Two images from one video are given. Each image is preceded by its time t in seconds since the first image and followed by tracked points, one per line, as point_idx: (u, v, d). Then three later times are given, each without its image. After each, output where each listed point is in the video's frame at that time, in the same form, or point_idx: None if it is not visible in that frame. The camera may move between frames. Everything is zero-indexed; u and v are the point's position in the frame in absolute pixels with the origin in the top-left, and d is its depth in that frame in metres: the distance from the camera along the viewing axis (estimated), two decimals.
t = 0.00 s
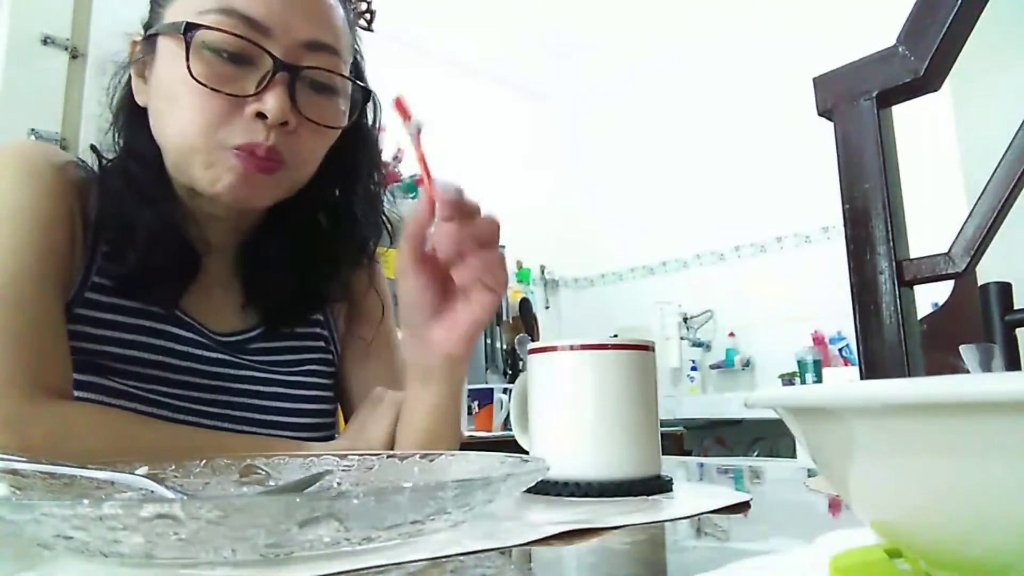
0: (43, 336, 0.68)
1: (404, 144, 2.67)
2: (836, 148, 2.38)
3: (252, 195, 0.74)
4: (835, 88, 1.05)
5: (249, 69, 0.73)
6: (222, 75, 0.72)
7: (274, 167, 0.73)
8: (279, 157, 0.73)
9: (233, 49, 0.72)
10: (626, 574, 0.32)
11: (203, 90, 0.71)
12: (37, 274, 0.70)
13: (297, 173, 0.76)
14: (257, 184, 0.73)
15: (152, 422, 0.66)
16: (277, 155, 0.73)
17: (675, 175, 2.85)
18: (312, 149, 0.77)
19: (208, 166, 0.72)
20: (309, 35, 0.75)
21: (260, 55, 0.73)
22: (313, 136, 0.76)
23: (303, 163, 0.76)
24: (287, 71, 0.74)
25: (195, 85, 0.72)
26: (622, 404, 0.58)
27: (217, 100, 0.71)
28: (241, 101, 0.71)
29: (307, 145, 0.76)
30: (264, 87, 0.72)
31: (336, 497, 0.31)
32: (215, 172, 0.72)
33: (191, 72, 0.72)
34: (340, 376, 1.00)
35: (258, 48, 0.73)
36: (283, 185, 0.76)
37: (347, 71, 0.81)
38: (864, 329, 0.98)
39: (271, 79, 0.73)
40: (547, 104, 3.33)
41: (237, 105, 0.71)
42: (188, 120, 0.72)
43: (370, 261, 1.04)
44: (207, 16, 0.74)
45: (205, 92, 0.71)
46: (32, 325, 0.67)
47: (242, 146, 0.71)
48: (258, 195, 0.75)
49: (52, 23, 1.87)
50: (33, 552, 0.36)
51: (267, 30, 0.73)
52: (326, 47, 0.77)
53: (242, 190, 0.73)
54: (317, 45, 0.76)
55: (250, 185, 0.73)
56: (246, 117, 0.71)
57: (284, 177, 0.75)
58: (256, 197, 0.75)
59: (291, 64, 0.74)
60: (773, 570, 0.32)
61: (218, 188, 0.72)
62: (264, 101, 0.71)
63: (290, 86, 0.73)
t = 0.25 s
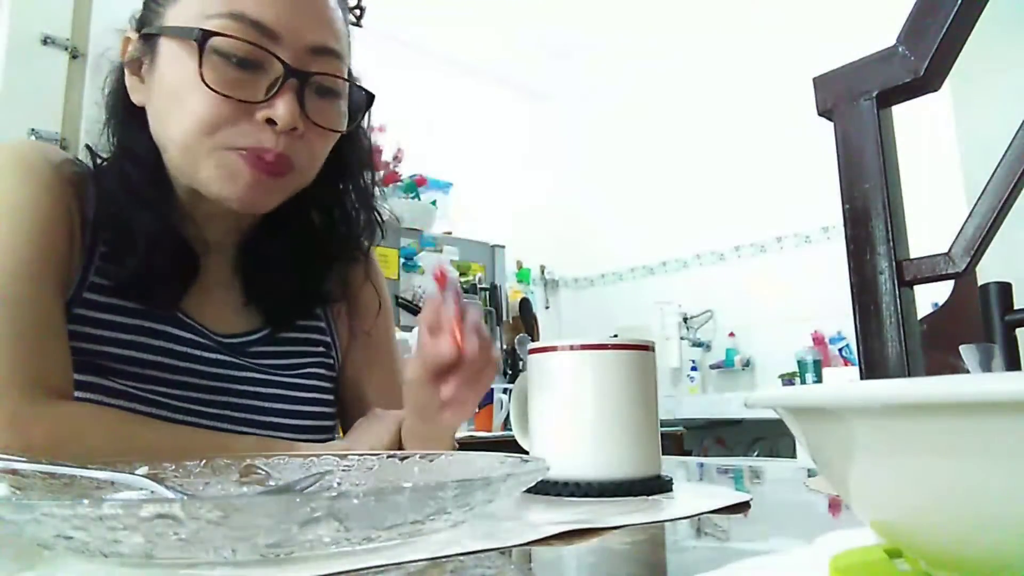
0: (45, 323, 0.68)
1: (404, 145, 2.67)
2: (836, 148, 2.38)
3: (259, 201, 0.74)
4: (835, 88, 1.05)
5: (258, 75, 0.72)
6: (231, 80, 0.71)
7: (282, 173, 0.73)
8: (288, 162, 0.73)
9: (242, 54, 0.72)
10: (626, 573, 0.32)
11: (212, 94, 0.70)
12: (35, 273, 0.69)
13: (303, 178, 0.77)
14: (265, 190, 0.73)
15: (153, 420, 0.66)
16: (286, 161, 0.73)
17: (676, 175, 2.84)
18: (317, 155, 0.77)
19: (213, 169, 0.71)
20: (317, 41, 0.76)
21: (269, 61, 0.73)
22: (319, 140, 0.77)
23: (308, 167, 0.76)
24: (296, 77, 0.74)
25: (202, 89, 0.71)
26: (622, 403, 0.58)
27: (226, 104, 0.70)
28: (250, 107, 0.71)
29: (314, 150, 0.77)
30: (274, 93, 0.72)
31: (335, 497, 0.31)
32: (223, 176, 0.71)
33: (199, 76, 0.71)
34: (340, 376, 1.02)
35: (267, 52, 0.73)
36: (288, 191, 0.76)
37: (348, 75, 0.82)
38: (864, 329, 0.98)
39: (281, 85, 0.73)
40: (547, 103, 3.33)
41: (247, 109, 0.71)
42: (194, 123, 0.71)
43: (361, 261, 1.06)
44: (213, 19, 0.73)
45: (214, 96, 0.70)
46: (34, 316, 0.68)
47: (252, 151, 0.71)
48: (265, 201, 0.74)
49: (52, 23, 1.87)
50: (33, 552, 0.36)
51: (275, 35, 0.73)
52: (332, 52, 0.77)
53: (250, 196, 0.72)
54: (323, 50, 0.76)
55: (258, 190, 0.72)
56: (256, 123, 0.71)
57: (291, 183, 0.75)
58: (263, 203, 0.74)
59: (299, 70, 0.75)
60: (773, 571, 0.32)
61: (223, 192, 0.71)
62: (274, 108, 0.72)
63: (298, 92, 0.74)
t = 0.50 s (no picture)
0: (49, 325, 0.69)
1: (404, 144, 2.67)
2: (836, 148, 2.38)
3: (278, 203, 0.74)
4: (835, 89, 1.05)
5: (279, 78, 0.73)
6: (254, 83, 0.71)
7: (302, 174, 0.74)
8: (307, 165, 0.74)
9: (264, 58, 0.72)
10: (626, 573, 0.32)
11: (236, 98, 0.70)
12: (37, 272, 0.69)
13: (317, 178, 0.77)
14: (285, 192, 0.73)
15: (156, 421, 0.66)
16: (305, 164, 0.73)
17: (676, 176, 2.84)
18: (330, 155, 0.78)
19: (237, 174, 0.71)
20: (334, 45, 0.76)
21: (290, 64, 0.73)
22: (331, 143, 0.77)
23: (321, 169, 0.77)
24: (315, 81, 0.74)
25: (224, 91, 0.70)
26: (623, 404, 0.58)
27: (250, 107, 0.70)
28: (272, 110, 0.71)
29: (325, 150, 0.77)
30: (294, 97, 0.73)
31: (335, 497, 0.31)
32: (246, 178, 0.71)
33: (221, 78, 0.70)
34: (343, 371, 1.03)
35: (288, 56, 0.73)
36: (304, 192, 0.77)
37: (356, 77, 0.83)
38: (864, 329, 0.98)
39: (301, 89, 0.73)
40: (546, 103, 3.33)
41: (269, 113, 0.71)
42: (215, 127, 0.70)
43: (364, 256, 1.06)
44: (234, 22, 0.73)
45: (238, 99, 0.70)
46: (38, 317, 0.68)
47: (276, 155, 0.71)
48: (283, 203, 0.75)
49: (52, 23, 1.87)
50: (33, 552, 0.36)
51: (296, 38, 0.73)
52: (346, 55, 0.78)
53: (271, 197, 0.73)
54: (339, 54, 0.77)
55: (278, 192, 0.73)
56: (278, 126, 0.71)
57: (308, 183, 0.76)
58: (282, 204, 0.75)
59: (317, 74, 0.75)
60: (773, 571, 0.32)
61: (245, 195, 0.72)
62: (296, 111, 0.72)
63: (317, 95, 0.74)
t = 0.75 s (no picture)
0: (49, 322, 0.69)
1: (404, 144, 2.67)
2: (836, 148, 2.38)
3: (275, 200, 0.74)
4: (835, 88, 1.05)
5: (280, 76, 0.73)
6: (256, 81, 0.71)
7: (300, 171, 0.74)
8: (306, 163, 0.74)
9: (266, 56, 0.72)
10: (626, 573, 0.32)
11: (237, 95, 0.70)
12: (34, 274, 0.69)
13: (316, 176, 0.77)
14: (282, 189, 0.73)
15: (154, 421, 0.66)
16: (305, 162, 0.73)
17: (676, 176, 2.84)
18: (329, 154, 0.78)
19: (236, 171, 0.71)
20: (336, 45, 0.76)
21: (292, 63, 0.73)
22: (332, 142, 0.77)
23: (321, 168, 0.77)
24: (316, 80, 0.74)
25: (226, 88, 0.70)
26: (622, 403, 0.58)
27: (250, 104, 0.70)
28: (273, 107, 0.71)
29: (324, 149, 0.77)
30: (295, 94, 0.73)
31: (335, 497, 0.31)
32: (246, 176, 0.71)
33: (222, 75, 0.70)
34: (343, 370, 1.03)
35: (290, 54, 0.73)
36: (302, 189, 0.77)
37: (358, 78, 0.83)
38: (864, 329, 0.98)
39: (302, 87, 0.73)
40: (546, 104, 3.33)
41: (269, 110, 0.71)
42: (216, 124, 0.70)
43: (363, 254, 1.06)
44: (237, 19, 0.73)
45: (239, 96, 0.70)
46: (39, 315, 0.68)
47: (276, 152, 0.71)
48: (281, 199, 0.74)
49: (52, 23, 1.87)
50: (33, 552, 0.36)
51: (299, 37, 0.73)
52: (348, 55, 0.78)
53: (270, 195, 0.73)
54: (341, 54, 0.77)
55: (276, 188, 0.73)
56: (278, 124, 0.71)
57: (306, 181, 0.76)
58: (279, 201, 0.75)
59: (319, 73, 0.75)
60: (773, 571, 0.32)
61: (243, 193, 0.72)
62: (296, 109, 0.72)
63: (317, 94, 0.74)
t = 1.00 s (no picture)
0: (48, 322, 0.69)
1: (404, 144, 2.67)
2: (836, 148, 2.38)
3: (278, 201, 0.74)
4: (835, 88, 1.05)
5: (283, 79, 0.73)
6: (259, 84, 0.71)
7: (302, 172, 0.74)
8: (308, 164, 0.74)
9: (269, 58, 0.72)
10: (627, 573, 0.32)
11: (241, 97, 0.70)
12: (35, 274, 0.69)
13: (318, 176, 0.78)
14: (285, 190, 0.73)
15: (153, 422, 0.66)
16: (307, 163, 0.74)
17: (676, 176, 2.84)
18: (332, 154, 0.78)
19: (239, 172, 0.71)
20: (338, 46, 0.76)
21: (294, 65, 0.73)
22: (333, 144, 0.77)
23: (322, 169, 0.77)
24: (319, 82, 0.75)
25: (229, 90, 0.70)
26: (622, 403, 0.58)
27: (253, 106, 0.70)
28: (276, 110, 0.71)
29: (325, 150, 0.78)
30: (297, 96, 0.73)
31: (336, 497, 0.31)
32: (248, 177, 0.71)
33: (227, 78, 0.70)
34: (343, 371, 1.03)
35: (293, 57, 0.73)
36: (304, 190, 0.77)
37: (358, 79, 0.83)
38: (864, 328, 0.98)
39: (305, 89, 0.73)
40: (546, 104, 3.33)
41: (272, 112, 0.71)
42: (219, 126, 0.70)
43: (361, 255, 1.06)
44: (241, 22, 0.73)
45: (242, 98, 0.70)
46: (38, 314, 0.68)
47: (278, 154, 0.71)
48: (283, 200, 0.75)
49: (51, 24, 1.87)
50: (32, 551, 0.36)
51: (301, 40, 0.73)
52: (350, 57, 0.78)
53: (271, 195, 0.73)
54: (343, 55, 0.77)
55: (279, 190, 0.73)
56: (281, 126, 0.71)
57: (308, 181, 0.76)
58: (281, 201, 0.75)
59: (322, 75, 0.75)
60: (773, 571, 0.32)
61: (245, 194, 0.72)
62: (299, 111, 0.72)
63: (320, 95, 0.74)
